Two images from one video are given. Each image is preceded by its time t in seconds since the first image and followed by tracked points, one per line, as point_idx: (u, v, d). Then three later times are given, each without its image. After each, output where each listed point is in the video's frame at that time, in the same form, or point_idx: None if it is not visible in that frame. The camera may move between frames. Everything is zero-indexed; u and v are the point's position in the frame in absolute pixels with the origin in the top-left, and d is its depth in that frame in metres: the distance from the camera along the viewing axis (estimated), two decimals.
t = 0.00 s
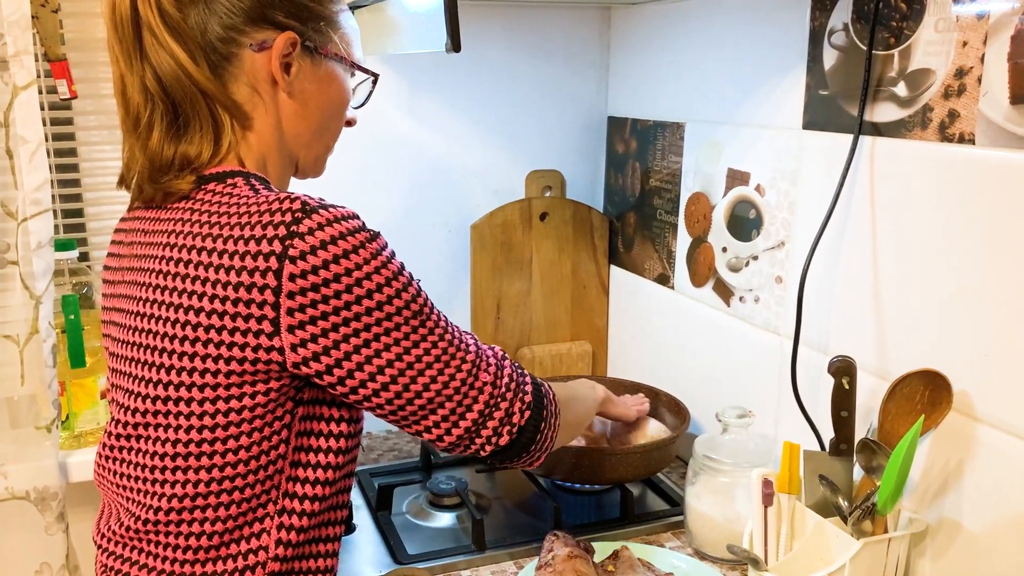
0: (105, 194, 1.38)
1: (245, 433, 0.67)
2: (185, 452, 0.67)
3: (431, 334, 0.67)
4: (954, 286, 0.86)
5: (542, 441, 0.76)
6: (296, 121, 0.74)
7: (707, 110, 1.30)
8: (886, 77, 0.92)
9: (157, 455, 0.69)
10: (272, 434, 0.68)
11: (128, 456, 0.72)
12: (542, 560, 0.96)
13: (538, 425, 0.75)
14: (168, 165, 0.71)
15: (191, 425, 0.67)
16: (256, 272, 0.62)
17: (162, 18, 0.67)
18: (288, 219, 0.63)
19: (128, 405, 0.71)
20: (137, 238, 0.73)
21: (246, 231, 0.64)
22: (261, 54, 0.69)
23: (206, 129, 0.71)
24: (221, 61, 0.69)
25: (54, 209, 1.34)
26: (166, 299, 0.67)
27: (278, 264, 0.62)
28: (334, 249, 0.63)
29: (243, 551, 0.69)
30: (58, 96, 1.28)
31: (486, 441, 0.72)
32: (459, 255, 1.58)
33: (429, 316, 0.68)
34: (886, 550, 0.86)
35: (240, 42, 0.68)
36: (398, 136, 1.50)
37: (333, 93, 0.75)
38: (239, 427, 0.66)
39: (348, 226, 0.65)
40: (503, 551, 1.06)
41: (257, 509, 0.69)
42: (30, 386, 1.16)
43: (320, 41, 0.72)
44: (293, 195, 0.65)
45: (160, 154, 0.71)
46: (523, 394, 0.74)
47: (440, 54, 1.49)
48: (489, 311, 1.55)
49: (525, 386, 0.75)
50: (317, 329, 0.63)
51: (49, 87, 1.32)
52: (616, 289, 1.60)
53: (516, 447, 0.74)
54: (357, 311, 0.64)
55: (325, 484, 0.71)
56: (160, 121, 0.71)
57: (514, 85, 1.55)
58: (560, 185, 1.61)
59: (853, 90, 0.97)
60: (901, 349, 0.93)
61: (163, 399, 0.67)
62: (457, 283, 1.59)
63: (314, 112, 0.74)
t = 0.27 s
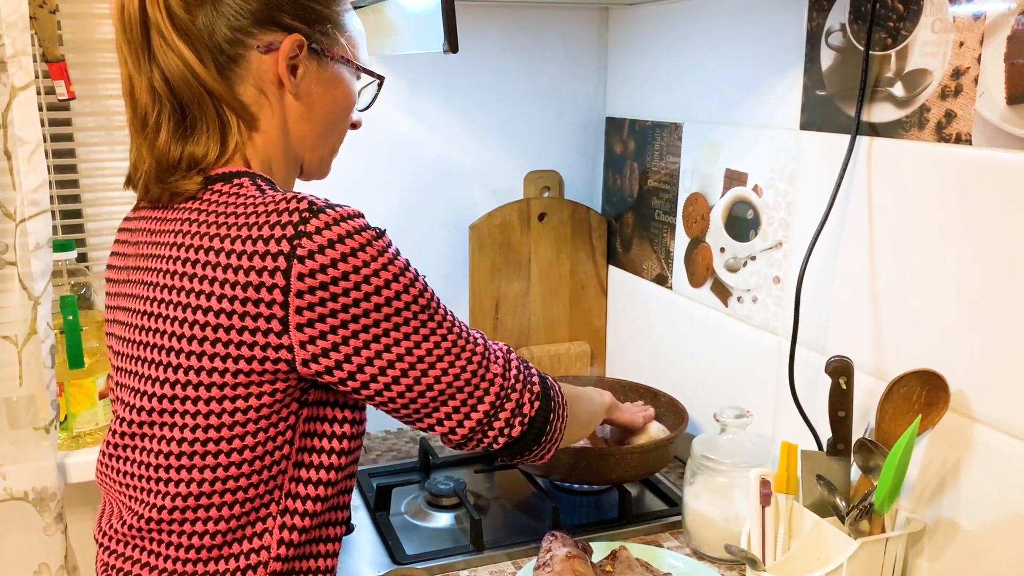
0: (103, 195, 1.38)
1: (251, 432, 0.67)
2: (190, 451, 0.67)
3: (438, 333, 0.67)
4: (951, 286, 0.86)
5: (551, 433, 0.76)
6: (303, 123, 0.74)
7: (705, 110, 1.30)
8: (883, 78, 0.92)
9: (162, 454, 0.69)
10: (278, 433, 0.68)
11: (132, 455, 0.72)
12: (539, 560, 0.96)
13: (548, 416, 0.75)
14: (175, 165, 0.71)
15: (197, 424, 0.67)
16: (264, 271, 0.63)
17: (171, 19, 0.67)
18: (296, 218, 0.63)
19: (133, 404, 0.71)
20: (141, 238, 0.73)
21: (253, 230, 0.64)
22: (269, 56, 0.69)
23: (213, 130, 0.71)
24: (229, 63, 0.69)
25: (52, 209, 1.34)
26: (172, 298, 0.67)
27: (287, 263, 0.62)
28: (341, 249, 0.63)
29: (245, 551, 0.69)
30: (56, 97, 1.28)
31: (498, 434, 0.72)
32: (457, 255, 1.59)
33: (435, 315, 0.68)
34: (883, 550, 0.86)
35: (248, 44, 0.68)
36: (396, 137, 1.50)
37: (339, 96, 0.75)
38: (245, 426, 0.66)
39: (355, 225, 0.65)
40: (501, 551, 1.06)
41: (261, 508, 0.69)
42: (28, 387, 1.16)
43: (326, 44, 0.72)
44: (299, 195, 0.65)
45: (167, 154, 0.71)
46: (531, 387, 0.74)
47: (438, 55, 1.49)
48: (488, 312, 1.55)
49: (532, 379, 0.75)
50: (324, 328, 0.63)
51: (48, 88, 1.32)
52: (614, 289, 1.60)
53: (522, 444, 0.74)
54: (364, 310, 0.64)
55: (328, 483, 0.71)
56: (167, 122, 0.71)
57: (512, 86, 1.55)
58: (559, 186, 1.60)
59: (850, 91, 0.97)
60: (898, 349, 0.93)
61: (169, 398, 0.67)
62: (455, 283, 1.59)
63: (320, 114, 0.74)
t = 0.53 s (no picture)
0: (103, 195, 1.38)
1: (247, 435, 0.67)
2: (186, 454, 0.67)
3: (433, 335, 0.67)
4: (951, 287, 0.86)
5: (549, 431, 0.76)
6: (296, 122, 0.74)
7: (704, 110, 1.30)
8: (883, 78, 0.92)
9: (157, 457, 0.69)
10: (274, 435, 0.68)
11: (128, 457, 0.72)
12: (539, 561, 0.96)
13: (546, 410, 0.75)
14: (168, 166, 0.71)
15: (192, 427, 0.67)
16: (258, 274, 0.62)
17: (161, 19, 0.67)
18: (290, 221, 0.63)
19: (128, 406, 0.71)
20: (137, 239, 0.73)
21: (248, 233, 0.64)
22: (261, 55, 0.69)
23: (205, 131, 0.71)
24: (220, 63, 0.69)
25: (52, 210, 1.34)
26: (167, 300, 0.67)
27: (281, 266, 0.62)
28: (335, 251, 0.63)
29: (243, 553, 0.70)
30: (56, 98, 1.28)
31: (495, 432, 0.72)
32: (457, 256, 1.59)
33: (430, 317, 0.68)
34: (883, 551, 0.86)
35: (239, 43, 0.68)
36: (396, 137, 1.50)
37: (334, 94, 0.75)
38: (240, 429, 0.66)
39: (349, 227, 0.65)
40: (501, 552, 1.06)
41: (258, 510, 0.69)
42: (27, 387, 1.16)
43: (319, 42, 0.72)
44: (293, 197, 0.65)
45: (159, 155, 0.71)
46: (529, 382, 0.74)
47: (438, 55, 1.49)
48: (487, 312, 1.55)
49: (529, 375, 0.75)
50: (319, 330, 0.63)
51: (47, 88, 1.31)
52: (614, 290, 1.60)
53: (522, 440, 0.74)
54: (359, 312, 0.64)
55: (324, 486, 0.71)
56: (159, 123, 0.71)
57: (512, 86, 1.55)
58: (559, 186, 1.61)
59: (850, 91, 0.97)
60: (898, 350, 0.93)
61: (164, 401, 0.67)
62: (455, 283, 1.59)
63: (314, 113, 0.74)
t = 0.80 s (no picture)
0: (102, 195, 1.38)
1: (239, 436, 0.67)
2: (178, 455, 0.67)
3: (423, 335, 0.67)
4: (951, 287, 0.86)
5: (539, 444, 0.76)
6: (293, 122, 0.73)
7: (704, 111, 1.30)
8: (883, 79, 0.92)
9: (150, 458, 0.69)
10: (265, 436, 0.68)
11: (122, 458, 0.72)
12: (539, 561, 0.96)
13: (535, 424, 0.75)
14: (163, 168, 0.72)
15: (184, 428, 0.67)
16: (245, 274, 0.62)
17: (154, 23, 0.68)
18: (277, 220, 0.63)
19: (122, 408, 0.71)
20: (133, 238, 0.73)
21: (236, 233, 0.64)
22: (255, 57, 0.69)
23: (200, 133, 0.71)
24: (215, 64, 0.69)
25: (51, 210, 1.34)
26: (158, 301, 0.67)
27: (267, 266, 0.62)
28: (322, 251, 0.63)
29: (238, 554, 0.69)
30: (55, 98, 1.28)
31: (482, 445, 0.72)
32: (457, 256, 1.59)
33: (420, 317, 0.67)
34: (883, 551, 0.86)
35: (233, 45, 0.68)
36: (395, 137, 1.50)
37: (332, 94, 0.74)
38: (231, 430, 0.66)
39: (337, 227, 0.65)
40: (500, 553, 1.06)
41: (253, 511, 0.69)
42: (26, 387, 1.16)
43: (315, 41, 0.71)
44: (282, 197, 0.65)
45: (155, 158, 0.72)
46: (519, 393, 0.74)
47: (438, 55, 1.49)
48: (487, 312, 1.55)
49: (521, 387, 0.75)
50: (307, 331, 0.63)
51: (47, 88, 1.31)
52: (613, 290, 1.60)
53: (512, 451, 0.74)
54: (346, 313, 0.64)
55: (320, 486, 0.71)
56: (154, 126, 0.72)
57: (512, 86, 1.55)
58: (559, 186, 1.59)
59: (850, 91, 0.97)
60: (897, 350, 0.93)
61: (156, 402, 0.68)
62: (454, 284, 1.59)
63: (312, 113, 0.74)
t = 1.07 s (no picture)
0: (102, 194, 1.38)
1: (239, 434, 0.67)
2: (178, 454, 0.67)
3: (423, 334, 0.67)
4: (952, 286, 0.86)
5: (537, 443, 0.76)
6: (292, 121, 0.73)
7: (705, 110, 1.30)
8: (884, 78, 0.92)
9: (150, 457, 0.69)
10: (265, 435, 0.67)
11: (122, 457, 0.72)
12: (539, 560, 0.96)
13: (534, 424, 0.75)
14: (161, 166, 0.72)
15: (184, 427, 0.67)
16: (244, 273, 0.62)
17: (152, 20, 0.68)
18: (276, 219, 0.63)
19: (121, 407, 0.71)
20: (132, 236, 0.73)
21: (235, 231, 0.64)
22: (253, 55, 0.69)
23: (198, 131, 0.71)
24: (213, 63, 0.69)
25: (51, 209, 1.34)
26: (157, 300, 0.67)
27: (266, 264, 0.62)
28: (322, 249, 0.63)
29: (240, 553, 0.69)
30: (55, 96, 1.28)
31: (479, 443, 0.72)
32: (457, 255, 1.58)
33: (420, 316, 0.67)
34: (883, 551, 0.86)
35: (232, 43, 0.68)
36: (396, 136, 1.50)
37: (331, 93, 0.74)
38: (231, 428, 0.66)
39: (336, 225, 0.64)
40: (500, 552, 1.06)
41: (254, 509, 0.69)
42: (26, 386, 1.16)
43: (314, 40, 0.71)
44: (281, 195, 0.65)
45: (152, 156, 0.72)
46: (517, 392, 0.74)
47: (438, 54, 1.49)
48: (487, 311, 1.55)
49: (519, 386, 0.75)
50: (307, 329, 0.63)
51: (46, 87, 1.31)
52: (613, 289, 1.60)
53: (509, 450, 0.74)
54: (345, 312, 0.64)
55: (320, 484, 0.71)
56: (153, 124, 0.72)
57: (512, 85, 1.55)
58: (559, 185, 1.60)
59: (851, 90, 0.97)
60: (898, 350, 0.93)
61: (155, 401, 0.67)
62: (455, 283, 1.59)
63: (311, 112, 0.74)
